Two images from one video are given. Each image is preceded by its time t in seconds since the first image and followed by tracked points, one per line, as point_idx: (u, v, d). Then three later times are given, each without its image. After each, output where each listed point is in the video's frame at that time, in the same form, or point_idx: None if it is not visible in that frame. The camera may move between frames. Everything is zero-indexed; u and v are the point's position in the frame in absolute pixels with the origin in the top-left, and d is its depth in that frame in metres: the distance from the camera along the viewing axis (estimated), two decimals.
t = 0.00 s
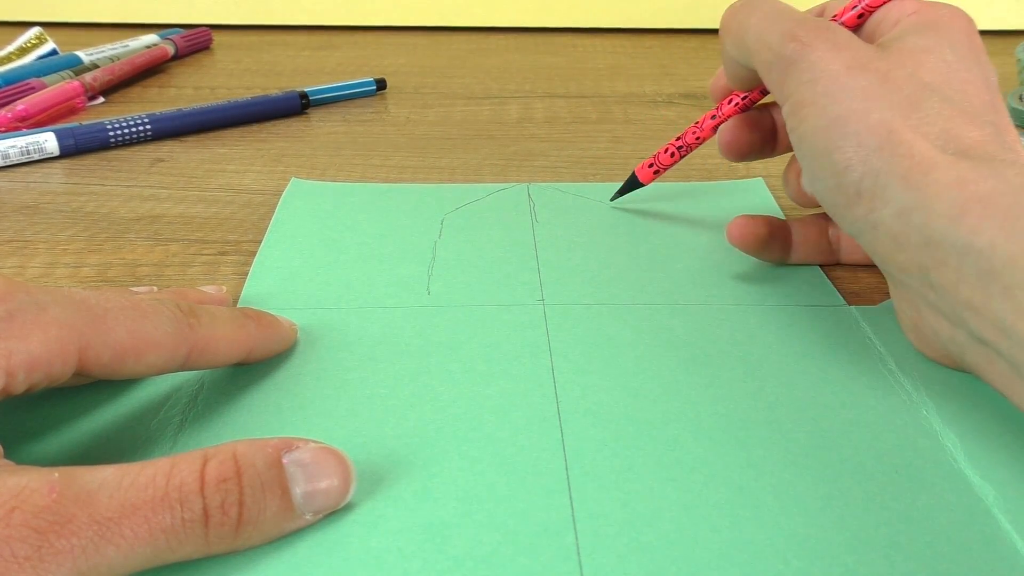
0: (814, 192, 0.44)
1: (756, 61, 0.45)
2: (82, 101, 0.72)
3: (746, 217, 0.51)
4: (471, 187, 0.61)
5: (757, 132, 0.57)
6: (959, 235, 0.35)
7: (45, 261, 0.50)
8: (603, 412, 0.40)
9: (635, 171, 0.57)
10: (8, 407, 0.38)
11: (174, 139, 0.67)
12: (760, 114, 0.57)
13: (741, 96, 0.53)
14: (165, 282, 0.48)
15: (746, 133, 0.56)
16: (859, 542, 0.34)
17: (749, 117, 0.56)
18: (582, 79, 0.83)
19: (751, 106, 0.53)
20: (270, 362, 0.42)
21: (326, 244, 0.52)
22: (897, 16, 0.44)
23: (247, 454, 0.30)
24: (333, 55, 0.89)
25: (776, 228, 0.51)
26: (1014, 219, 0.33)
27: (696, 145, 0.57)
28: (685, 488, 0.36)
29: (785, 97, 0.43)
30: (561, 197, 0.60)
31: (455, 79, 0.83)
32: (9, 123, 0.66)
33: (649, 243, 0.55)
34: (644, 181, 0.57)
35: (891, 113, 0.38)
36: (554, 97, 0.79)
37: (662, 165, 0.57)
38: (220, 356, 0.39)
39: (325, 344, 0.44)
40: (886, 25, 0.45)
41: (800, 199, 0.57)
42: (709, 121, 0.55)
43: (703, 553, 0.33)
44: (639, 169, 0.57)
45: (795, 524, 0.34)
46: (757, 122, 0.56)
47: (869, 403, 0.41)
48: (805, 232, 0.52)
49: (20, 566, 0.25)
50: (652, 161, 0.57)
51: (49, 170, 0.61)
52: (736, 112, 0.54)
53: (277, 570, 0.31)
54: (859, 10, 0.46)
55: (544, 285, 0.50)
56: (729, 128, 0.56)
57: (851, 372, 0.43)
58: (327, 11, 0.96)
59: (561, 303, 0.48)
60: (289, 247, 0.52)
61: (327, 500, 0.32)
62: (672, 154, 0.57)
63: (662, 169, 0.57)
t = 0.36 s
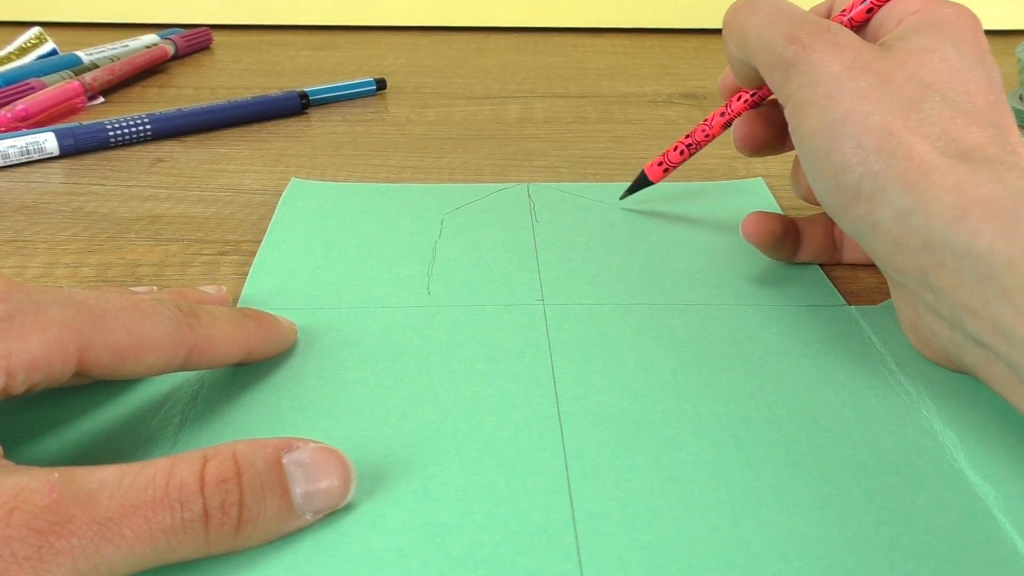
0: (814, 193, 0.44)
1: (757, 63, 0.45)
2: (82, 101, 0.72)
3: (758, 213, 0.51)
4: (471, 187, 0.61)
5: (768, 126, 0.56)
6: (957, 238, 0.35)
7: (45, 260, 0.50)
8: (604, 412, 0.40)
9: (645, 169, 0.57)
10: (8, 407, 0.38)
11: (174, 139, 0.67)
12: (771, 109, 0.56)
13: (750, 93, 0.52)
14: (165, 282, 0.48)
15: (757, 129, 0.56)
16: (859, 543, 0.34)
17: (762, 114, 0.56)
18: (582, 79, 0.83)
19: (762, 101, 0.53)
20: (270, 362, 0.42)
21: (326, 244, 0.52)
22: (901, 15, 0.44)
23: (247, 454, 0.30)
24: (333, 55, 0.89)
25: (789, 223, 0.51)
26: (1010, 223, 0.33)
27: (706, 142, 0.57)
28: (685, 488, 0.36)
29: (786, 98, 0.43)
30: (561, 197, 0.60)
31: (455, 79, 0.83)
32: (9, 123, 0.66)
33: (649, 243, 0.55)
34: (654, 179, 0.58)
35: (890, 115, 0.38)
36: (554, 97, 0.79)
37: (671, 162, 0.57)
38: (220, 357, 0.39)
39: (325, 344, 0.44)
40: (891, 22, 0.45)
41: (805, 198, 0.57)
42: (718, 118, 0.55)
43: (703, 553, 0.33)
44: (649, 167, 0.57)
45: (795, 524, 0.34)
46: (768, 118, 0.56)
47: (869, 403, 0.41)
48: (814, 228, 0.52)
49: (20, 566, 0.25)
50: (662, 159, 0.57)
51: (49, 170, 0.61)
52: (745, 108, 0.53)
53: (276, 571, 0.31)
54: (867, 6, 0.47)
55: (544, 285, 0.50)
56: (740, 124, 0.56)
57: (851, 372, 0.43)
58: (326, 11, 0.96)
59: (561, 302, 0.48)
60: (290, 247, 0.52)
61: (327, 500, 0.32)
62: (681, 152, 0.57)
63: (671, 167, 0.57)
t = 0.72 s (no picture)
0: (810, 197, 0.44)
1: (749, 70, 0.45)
2: (82, 101, 0.72)
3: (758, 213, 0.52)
4: (471, 187, 0.61)
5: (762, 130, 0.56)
6: (955, 240, 0.35)
7: (45, 260, 0.50)
8: (604, 412, 0.40)
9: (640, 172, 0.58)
10: (8, 407, 0.38)
11: (174, 139, 0.67)
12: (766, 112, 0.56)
13: (743, 97, 0.52)
14: (165, 282, 0.48)
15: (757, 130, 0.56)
16: (859, 542, 0.34)
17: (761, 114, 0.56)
18: (582, 79, 0.83)
19: (755, 105, 0.53)
20: (270, 362, 0.42)
21: (326, 244, 0.52)
22: (895, 17, 0.44)
23: (247, 453, 0.30)
24: (333, 55, 0.89)
25: (789, 223, 0.51)
26: (1009, 224, 0.33)
27: (700, 145, 0.57)
28: (685, 488, 0.36)
29: (779, 103, 0.43)
30: (561, 198, 0.60)
31: (455, 79, 0.83)
32: (9, 123, 0.66)
33: (649, 242, 0.55)
34: (649, 181, 0.58)
35: (885, 118, 0.38)
36: (554, 97, 0.79)
37: (665, 166, 0.57)
38: (220, 358, 0.39)
39: (325, 344, 0.44)
40: (886, 24, 0.45)
41: (804, 198, 0.57)
42: (712, 121, 0.55)
43: (704, 552, 0.33)
44: (644, 170, 0.58)
45: (795, 524, 0.34)
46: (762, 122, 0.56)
47: (868, 403, 0.41)
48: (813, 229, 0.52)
49: (20, 566, 0.25)
50: (657, 162, 0.57)
51: (49, 170, 0.61)
52: (739, 111, 0.53)
53: (277, 570, 0.31)
54: (860, 9, 0.46)
55: (544, 285, 0.50)
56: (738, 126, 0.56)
57: (852, 372, 0.43)
58: (326, 11, 0.96)
59: (561, 302, 0.48)
60: (289, 247, 0.52)
61: (327, 500, 0.32)
62: (675, 156, 0.57)
63: (666, 170, 0.58)
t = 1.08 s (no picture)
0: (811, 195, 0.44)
1: (750, 66, 0.45)
2: (82, 101, 0.72)
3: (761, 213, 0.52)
4: (471, 187, 0.61)
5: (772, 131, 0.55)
6: (957, 241, 0.35)
7: (45, 260, 0.50)
8: (604, 412, 0.40)
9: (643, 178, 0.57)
10: (9, 407, 0.38)
11: (174, 139, 0.67)
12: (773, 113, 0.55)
13: (747, 98, 0.52)
14: (164, 282, 0.48)
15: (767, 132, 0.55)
16: (859, 542, 0.34)
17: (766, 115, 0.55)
18: (582, 79, 0.83)
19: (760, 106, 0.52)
20: (270, 362, 0.42)
21: (325, 244, 0.52)
22: (899, 17, 0.44)
23: (247, 453, 0.30)
24: (333, 55, 0.89)
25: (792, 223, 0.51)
26: (1011, 227, 0.34)
27: (704, 148, 0.56)
28: (685, 488, 0.36)
29: (781, 100, 0.43)
30: (561, 198, 0.60)
31: (455, 79, 0.83)
32: (9, 123, 0.66)
33: (649, 243, 0.55)
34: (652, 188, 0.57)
35: (889, 117, 0.38)
36: (554, 97, 0.79)
37: (669, 172, 0.56)
38: (220, 358, 0.39)
39: (325, 344, 0.44)
40: (889, 24, 0.44)
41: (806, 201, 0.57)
42: (717, 124, 0.54)
43: (704, 552, 0.33)
44: (647, 176, 0.57)
45: (795, 524, 0.34)
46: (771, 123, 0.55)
47: (868, 402, 0.41)
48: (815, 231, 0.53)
49: (20, 566, 0.25)
50: (660, 168, 0.57)
51: (49, 170, 0.61)
52: (744, 113, 0.53)
53: (277, 570, 0.31)
54: (865, 7, 0.46)
55: (544, 285, 0.50)
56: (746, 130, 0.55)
57: (852, 372, 0.43)
58: (326, 11, 0.96)
59: (561, 302, 0.48)
60: (289, 248, 0.52)
61: (327, 500, 0.32)
62: (678, 161, 0.56)
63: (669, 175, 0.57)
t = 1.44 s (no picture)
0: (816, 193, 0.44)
1: (755, 58, 0.45)
2: (82, 101, 0.72)
3: (763, 213, 0.52)
4: (472, 187, 0.61)
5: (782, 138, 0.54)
6: (961, 240, 0.35)
7: (45, 260, 0.50)
8: (604, 412, 0.40)
9: (650, 193, 0.55)
10: (8, 407, 0.38)
11: (174, 139, 0.67)
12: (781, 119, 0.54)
13: (756, 105, 0.51)
14: (164, 282, 0.48)
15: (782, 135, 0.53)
16: (860, 542, 0.34)
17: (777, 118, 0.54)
18: (582, 79, 0.83)
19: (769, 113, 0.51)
20: (270, 362, 0.42)
21: (325, 244, 0.52)
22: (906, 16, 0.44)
23: (247, 453, 0.30)
24: (333, 55, 0.89)
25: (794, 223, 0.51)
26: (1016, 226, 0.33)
27: (711, 158, 0.55)
28: (685, 489, 0.36)
29: (787, 95, 0.43)
30: (561, 198, 0.60)
31: (455, 79, 0.83)
32: (9, 123, 0.67)
33: (650, 242, 0.55)
34: (659, 202, 0.55)
35: (896, 115, 0.38)
36: (554, 97, 0.79)
37: (677, 184, 0.55)
38: (219, 358, 0.39)
39: (325, 344, 0.44)
40: (896, 23, 0.44)
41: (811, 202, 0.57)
42: (725, 131, 0.54)
43: (703, 552, 0.33)
44: (654, 191, 0.55)
45: (795, 523, 0.34)
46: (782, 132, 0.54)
47: (868, 402, 0.41)
48: (818, 231, 0.53)
49: (20, 566, 0.25)
50: (667, 181, 0.55)
51: (49, 170, 0.61)
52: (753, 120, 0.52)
53: (277, 570, 0.31)
54: (873, 7, 0.45)
55: (544, 284, 0.50)
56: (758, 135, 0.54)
57: (852, 372, 0.43)
58: (326, 11, 0.96)
59: (561, 302, 0.48)
60: (289, 248, 0.52)
61: (327, 500, 0.32)
62: (687, 172, 0.55)
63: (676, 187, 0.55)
